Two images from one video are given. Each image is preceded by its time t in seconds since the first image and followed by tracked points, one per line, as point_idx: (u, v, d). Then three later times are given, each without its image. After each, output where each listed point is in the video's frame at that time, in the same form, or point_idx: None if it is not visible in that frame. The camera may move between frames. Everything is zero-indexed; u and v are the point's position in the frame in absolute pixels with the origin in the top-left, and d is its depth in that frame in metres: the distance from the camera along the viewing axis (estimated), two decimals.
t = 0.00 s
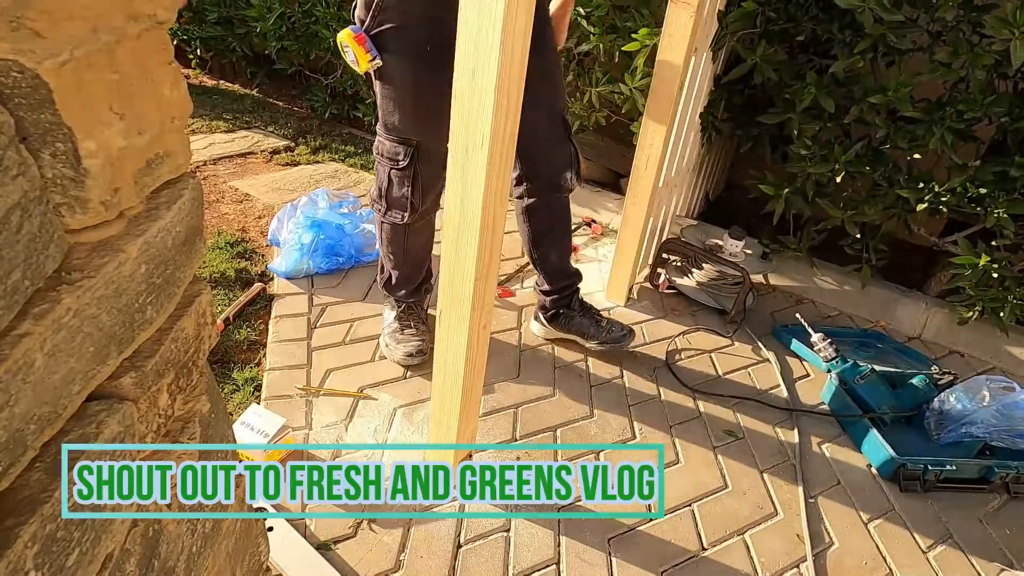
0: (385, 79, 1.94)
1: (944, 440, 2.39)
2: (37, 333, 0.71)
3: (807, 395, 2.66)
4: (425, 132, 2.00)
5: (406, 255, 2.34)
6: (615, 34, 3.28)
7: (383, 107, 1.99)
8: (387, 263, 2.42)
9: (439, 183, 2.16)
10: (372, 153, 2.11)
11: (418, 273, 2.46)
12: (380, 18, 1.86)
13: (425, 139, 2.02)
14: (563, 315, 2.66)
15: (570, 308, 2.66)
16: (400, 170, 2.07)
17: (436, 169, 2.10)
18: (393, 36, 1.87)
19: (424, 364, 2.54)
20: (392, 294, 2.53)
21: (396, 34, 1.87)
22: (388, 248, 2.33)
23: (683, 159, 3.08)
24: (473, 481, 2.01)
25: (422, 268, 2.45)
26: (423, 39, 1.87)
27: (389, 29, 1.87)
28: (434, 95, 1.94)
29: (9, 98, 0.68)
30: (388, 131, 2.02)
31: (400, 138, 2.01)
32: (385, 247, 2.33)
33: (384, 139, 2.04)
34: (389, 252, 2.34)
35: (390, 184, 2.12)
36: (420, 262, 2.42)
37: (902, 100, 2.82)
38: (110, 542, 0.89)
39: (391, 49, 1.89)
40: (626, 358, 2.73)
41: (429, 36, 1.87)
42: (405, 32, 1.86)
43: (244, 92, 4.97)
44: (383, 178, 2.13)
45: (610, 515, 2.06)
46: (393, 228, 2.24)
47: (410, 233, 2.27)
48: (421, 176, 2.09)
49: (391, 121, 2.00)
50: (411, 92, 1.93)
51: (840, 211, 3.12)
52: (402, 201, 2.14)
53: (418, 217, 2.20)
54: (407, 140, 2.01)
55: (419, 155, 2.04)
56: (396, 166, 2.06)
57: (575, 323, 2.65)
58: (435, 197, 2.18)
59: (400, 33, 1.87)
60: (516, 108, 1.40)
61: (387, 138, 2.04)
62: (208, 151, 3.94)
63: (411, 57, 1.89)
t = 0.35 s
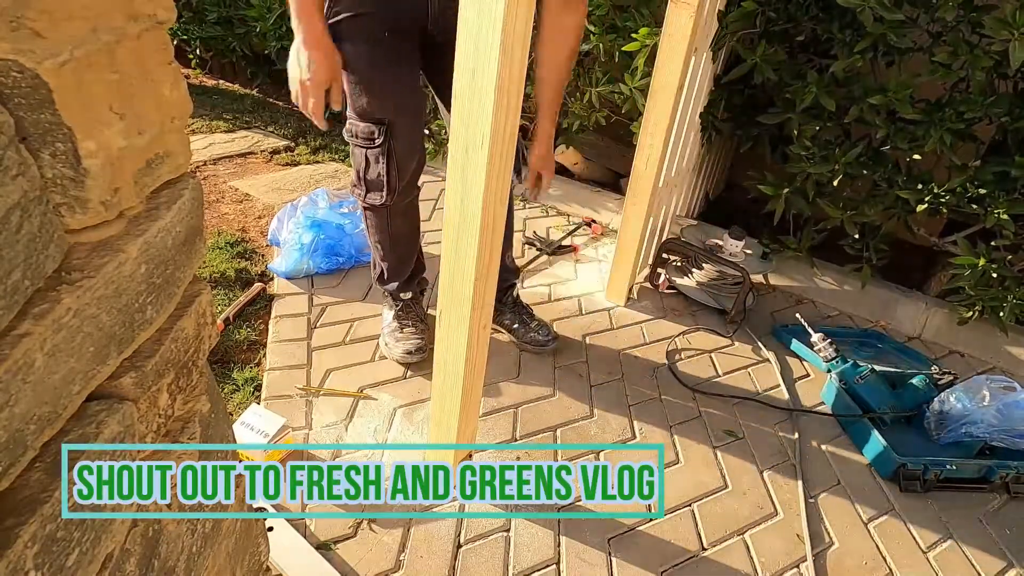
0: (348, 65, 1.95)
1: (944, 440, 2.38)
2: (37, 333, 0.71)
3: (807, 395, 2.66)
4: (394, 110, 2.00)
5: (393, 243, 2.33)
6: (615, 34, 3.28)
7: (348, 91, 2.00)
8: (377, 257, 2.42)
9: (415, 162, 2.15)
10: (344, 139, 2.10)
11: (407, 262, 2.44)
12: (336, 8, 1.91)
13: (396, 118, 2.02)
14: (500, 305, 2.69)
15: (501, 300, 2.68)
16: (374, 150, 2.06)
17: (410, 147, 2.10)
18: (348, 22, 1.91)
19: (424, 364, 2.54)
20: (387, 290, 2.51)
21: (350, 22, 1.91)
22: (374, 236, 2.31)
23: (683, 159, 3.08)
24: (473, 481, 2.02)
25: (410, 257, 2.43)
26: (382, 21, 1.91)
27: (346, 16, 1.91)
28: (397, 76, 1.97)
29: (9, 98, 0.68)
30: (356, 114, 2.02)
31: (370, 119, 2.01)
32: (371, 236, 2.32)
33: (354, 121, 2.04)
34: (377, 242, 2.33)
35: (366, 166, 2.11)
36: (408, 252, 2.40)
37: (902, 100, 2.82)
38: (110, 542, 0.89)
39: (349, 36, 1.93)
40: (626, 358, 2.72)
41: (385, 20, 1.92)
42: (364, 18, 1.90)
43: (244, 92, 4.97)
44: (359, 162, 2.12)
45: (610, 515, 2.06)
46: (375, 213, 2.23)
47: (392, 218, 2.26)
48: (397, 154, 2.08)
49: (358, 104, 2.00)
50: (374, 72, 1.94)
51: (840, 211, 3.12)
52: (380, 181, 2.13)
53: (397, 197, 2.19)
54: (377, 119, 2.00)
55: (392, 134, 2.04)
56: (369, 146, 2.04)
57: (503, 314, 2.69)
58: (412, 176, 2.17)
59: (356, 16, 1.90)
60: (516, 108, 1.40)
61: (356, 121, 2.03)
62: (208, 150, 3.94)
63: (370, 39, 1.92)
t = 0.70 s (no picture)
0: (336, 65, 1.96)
1: (944, 440, 2.39)
2: (37, 333, 0.71)
3: (807, 395, 2.66)
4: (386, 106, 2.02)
5: (390, 241, 2.33)
6: (615, 34, 3.28)
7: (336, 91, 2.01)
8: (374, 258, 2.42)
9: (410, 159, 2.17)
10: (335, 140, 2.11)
11: (405, 261, 2.45)
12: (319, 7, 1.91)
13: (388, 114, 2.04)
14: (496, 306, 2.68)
15: (503, 301, 2.68)
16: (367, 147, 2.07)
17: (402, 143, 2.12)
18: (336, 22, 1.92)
19: (424, 364, 2.54)
20: (387, 291, 2.52)
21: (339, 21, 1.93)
22: (371, 236, 2.32)
23: (683, 159, 3.08)
24: (473, 481, 2.02)
25: (407, 256, 2.43)
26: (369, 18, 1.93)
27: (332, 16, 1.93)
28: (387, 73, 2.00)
29: (9, 98, 0.68)
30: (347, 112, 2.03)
31: (363, 116, 2.02)
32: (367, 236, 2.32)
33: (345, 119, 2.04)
34: (374, 242, 2.33)
35: (361, 163, 2.12)
36: (405, 251, 2.41)
37: (902, 100, 2.82)
38: (110, 541, 0.89)
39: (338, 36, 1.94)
40: (626, 358, 2.72)
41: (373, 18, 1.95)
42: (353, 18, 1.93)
43: (243, 92, 4.97)
44: (353, 160, 2.13)
45: (610, 515, 2.06)
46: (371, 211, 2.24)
47: (389, 216, 2.27)
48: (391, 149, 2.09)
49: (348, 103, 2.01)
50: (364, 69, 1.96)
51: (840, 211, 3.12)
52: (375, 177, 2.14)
53: (392, 194, 2.20)
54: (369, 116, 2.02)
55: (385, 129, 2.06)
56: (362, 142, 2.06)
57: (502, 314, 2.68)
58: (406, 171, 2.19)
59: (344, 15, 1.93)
60: (516, 108, 1.40)
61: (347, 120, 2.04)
62: (208, 150, 3.94)
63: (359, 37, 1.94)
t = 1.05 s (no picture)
0: (347, 64, 1.95)
1: (944, 441, 2.38)
2: (37, 333, 0.71)
3: (807, 395, 2.66)
4: (395, 107, 2.02)
5: (394, 241, 2.33)
6: (615, 34, 3.28)
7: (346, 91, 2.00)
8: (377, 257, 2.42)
9: (416, 159, 2.17)
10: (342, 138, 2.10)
11: (408, 260, 2.45)
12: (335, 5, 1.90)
13: (397, 116, 2.03)
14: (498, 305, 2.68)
15: (503, 299, 2.68)
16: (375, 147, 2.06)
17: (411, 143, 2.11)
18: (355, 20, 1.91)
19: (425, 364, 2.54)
20: (387, 289, 2.51)
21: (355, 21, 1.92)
22: (376, 235, 2.31)
23: (683, 159, 3.08)
24: (472, 481, 2.02)
25: (410, 255, 2.43)
26: (384, 20, 1.93)
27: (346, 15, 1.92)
28: (399, 74, 1.99)
29: (9, 98, 0.68)
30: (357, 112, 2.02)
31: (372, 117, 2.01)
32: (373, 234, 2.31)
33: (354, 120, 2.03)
34: (377, 241, 2.32)
35: (369, 163, 2.11)
36: (408, 250, 2.41)
37: (902, 100, 2.82)
38: (110, 542, 0.89)
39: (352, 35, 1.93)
40: (626, 358, 2.72)
41: (387, 19, 1.94)
42: (369, 17, 1.92)
43: (243, 92, 4.97)
44: (361, 160, 2.12)
45: (610, 515, 2.06)
46: (376, 210, 2.23)
47: (394, 216, 2.26)
48: (399, 149, 2.09)
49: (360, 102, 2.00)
50: (378, 70, 1.95)
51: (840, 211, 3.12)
52: (382, 178, 2.13)
53: (399, 194, 2.19)
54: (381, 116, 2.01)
55: (393, 129, 2.05)
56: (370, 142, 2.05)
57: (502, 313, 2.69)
58: (413, 172, 2.18)
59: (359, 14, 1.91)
60: (516, 107, 1.40)
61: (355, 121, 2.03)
62: (208, 150, 3.94)
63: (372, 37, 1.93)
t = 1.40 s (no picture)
0: (370, 71, 1.94)
1: (944, 441, 2.38)
2: (38, 333, 0.71)
3: (807, 396, 2.66)
4: (412, 121, 2.02)
5: (399, 248, 2.34)
6: (615, 34, 3.28)
7: (366, 98, 2.00)
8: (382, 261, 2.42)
9: (427, 173, 2.17)
10: (357, 143, 2.10)
11: (412, 267, 2.46)
12: (363, 9, 1.86)
13: (411, 130, 2.03)
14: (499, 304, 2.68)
15: (503, 299, 2.68)
16: (388, 160, 2.07)
17: (423, 158, 2.11)
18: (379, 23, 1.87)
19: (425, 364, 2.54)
20: (390, 292, 2.52)
21: (381, 26, 1.88)
22: (383, 243, 2.32)
23: (683, 159, 3.08)
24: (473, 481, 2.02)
25: (413, 263, 2.44)
26: (412, 31, 1.90)
27: (373, 20, 1.87)
28: (421, 88, 1.98)
29: (9, 98, 0.67)
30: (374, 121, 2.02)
31: (387, 128, 2.01)
32: (379, 241, 2.32)
33: (370, 129, 2.04)
34: (383, 247, 2.33)
35: (379, 173, 2.12)
36: (412, 257, 2.41)
37: (902, 100, 2.82)
38: (110, 541, 0.85)
39: (377, 40, 1.90)
40: (626, 358, 2.73)
41: (416, 29, 1.91)
42: (398, 26, 1.88)
43: (243, 92, 4.98)
44: (372, 168, 2.12)
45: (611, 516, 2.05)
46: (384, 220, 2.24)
47: (402, 226, 2.27)
48: (410, 164, 2.09)
49: (378, 111, 2.00)
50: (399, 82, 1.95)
51: (840, 211, 3.12)
52: (392, 190, 2.13)
53: (407, 207, 2.20)
54: (395, 129, 2.01)
55: (407, 143, 2.05)
56: (383, 154, 2.06)
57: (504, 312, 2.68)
58: (423, 186, 2.18)
59: (386, 21, 1.87)
60: (516, 108, 1.40)
61: (372, 130, 2.04)
62: (208, 150, 3.95)
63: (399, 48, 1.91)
